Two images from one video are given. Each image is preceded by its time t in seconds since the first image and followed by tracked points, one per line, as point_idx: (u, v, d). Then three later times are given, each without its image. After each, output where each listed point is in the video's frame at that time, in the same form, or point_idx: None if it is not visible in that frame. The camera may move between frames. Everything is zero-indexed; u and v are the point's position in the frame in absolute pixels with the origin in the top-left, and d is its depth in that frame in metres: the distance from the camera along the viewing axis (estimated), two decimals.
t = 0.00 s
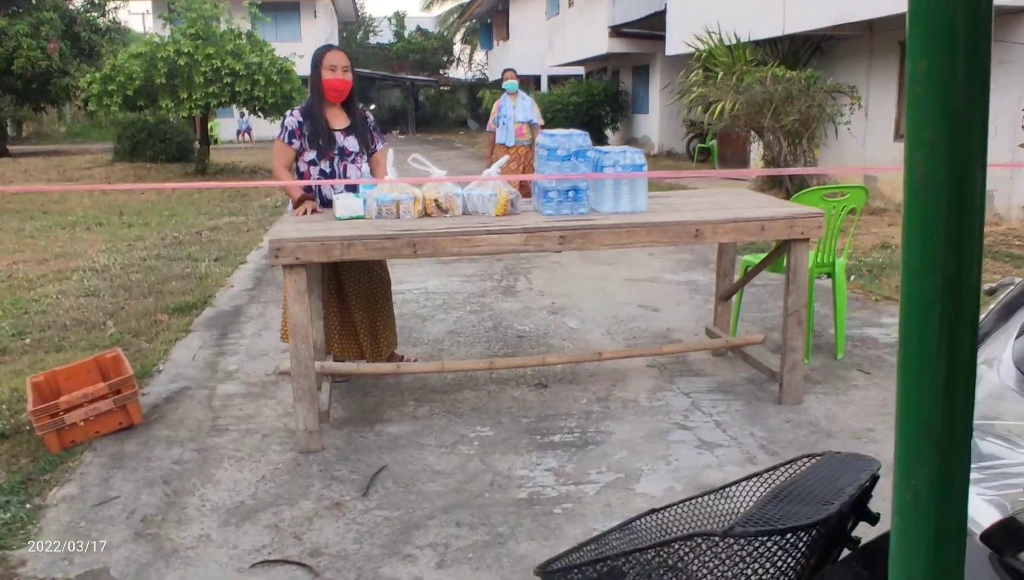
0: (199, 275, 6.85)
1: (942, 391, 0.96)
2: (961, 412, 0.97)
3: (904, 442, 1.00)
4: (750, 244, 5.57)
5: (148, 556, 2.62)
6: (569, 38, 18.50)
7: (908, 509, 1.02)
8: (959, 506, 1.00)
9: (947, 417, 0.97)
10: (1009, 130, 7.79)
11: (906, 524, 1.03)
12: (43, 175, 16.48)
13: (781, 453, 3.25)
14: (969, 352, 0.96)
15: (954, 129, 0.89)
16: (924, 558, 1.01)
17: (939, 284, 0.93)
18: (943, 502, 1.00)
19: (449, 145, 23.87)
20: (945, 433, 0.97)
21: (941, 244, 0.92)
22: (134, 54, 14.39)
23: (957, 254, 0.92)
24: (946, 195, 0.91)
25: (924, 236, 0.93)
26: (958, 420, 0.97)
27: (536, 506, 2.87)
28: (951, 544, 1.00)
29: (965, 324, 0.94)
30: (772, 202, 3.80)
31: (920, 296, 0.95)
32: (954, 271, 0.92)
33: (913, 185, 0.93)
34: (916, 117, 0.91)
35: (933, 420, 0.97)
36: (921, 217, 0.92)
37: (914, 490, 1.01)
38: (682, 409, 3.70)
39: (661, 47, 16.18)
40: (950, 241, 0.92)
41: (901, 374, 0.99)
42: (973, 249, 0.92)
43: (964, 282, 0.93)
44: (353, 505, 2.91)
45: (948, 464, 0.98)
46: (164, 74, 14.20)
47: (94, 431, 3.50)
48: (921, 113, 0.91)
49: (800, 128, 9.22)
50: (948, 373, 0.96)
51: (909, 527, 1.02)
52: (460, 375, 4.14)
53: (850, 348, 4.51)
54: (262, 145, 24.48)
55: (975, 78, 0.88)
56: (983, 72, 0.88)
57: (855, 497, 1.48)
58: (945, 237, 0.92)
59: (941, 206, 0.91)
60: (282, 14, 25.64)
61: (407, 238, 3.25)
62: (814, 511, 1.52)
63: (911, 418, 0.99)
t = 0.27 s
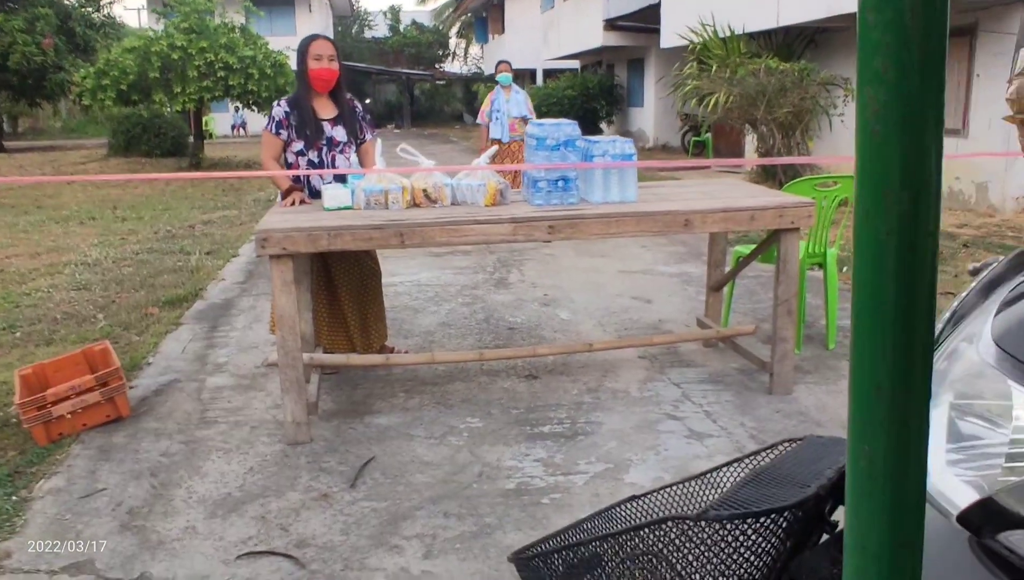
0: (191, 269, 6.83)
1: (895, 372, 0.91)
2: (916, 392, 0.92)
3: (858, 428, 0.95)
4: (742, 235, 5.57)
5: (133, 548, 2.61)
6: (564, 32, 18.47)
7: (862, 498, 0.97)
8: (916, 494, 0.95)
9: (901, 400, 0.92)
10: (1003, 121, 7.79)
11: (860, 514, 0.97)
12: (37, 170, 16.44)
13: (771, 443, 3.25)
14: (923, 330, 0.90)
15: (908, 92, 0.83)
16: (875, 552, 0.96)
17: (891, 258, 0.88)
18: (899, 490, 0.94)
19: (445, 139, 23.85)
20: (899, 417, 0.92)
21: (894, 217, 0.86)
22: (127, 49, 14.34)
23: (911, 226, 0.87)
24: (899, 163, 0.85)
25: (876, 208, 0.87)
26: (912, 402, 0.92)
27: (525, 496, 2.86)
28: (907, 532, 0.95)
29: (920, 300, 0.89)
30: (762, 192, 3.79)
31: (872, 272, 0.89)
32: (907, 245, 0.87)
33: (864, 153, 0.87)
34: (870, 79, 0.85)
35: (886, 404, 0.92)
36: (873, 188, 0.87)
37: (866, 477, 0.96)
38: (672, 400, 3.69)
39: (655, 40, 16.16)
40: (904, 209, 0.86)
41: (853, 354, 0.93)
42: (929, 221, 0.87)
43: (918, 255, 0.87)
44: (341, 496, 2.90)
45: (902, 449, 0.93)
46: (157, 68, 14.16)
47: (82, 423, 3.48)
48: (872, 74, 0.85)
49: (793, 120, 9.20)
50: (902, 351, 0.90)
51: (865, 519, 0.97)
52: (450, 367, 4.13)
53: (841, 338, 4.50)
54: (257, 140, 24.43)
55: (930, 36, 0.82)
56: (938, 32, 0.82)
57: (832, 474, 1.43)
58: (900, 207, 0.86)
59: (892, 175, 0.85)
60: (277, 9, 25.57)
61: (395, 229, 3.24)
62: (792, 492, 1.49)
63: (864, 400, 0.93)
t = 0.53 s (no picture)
0: (187, 266, 6.83)
1: (849, 337, 0.98)
2: (869, 356, 0.99)
3: (815, 390, 1.01)
4: (737, 231, 5.59)
5: (133, 548, 2.63)
6: (558, 24, 18.44)
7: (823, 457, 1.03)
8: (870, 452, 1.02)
9: (856, 364, 0.98)
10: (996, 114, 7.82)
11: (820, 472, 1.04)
12: (31, 165, 16.39)
13: (765, 439, 3.27)
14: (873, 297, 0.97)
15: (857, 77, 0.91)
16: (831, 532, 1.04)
17: (844, 230, 0.95)
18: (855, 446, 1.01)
19: (440, 133, 23.81)
20: (854, 379, 0.99)
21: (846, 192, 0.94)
22: (120, 44, 14.28)
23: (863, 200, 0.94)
24: (852, 141, 0.92)
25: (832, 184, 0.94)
26: (864, 394, 1.00)
27: (521, 494, 2.88)
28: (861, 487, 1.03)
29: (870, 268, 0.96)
30: (756, 188, 3.81)
31: (830, 243, 0.96)
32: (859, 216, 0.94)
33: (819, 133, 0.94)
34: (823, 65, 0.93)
35: (842, 368, 0.99)
36: (827, 166, 0.94)
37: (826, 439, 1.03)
38: (668, 396, 3.72)
39: (651, 33, 16.14)
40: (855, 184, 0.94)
41: (811, 323, 1.01)
42: (878, 197, 0.95)
43: (868, 228, 0.95)
44: (339, 495, 2.92)
45: (856, 437, 1.01)
46: (151, 62, 14.11)
47: (80, 423, 3.50)
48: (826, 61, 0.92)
49: (788, 114, 9.19)
50: (854, 316, 0.97)
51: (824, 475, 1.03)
52: (447, 364, 4.15)
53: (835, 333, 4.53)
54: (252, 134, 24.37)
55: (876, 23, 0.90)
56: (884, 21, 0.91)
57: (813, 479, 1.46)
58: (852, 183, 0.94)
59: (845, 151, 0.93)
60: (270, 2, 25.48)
61: (390, 228, 3.25)
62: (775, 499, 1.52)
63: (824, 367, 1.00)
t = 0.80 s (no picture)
0: (188, 269, 6.85)
1: (844, 339, 1.01)
2: (863, 354, 1.01)
3: (814, 390, 1.05)
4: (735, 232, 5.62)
5: (139, 554, 2.65)
6: (555, 25, 18.47)
7: (821, 455, 1.06)
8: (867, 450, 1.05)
9: (853, 365, 1.01)
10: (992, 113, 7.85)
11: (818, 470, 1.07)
12: (28, 169, 16.39)
13: (765, 440, 3.30)
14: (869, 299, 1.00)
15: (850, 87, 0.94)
16: (829, 527, 1.07)
17: (838, 235, 0.98)
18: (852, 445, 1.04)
19: (438, 133, 23.83)
20: (849, 377, 1.02)
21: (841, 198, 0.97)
22: (117, 46, 14.28)
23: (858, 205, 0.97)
24: (845, 150, 0.96)
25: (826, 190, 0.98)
26: (859, 392, 1.03)
27: (523, 497, 2.91)
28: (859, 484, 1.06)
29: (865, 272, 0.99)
30: (754, 191, 3.84)
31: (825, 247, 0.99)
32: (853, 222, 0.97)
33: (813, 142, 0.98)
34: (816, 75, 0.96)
35: (837, 370, 1.02)
36: (821, 169, 0.97)
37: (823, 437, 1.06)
38: (668, 398, 3.74)
39: (647, 32, 16.17)
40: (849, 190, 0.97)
41: (808, 320, 1.03)
42: (872, 202, 0.98)
43: (862, 230, 0.98)
44: (343, 499, 2.94)
45: (852, 434, 1.04)
46: (148, 65, 14.12)
47: (84, 428, 3.52)
48: (820, 71, 0.96)
49: (785, 115, 9.22)
50: (850, 318, 1.00)
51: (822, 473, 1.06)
52: (448, 368, 4.17)
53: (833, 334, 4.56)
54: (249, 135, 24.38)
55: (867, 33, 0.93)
56: (876, 33, 0.94)
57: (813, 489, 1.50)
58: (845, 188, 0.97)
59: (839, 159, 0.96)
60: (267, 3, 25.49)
61: (392, 233, 3.27)
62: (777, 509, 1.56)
63: (820, 368, 1.03)
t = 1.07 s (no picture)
0: (189, 273, 6.91)
1: (810, 343, 1.11)
2: (827, 359, 1.11)
3: (784, 396, 1.14)
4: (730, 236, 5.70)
5: (149, 554, 2.72)
6: (553, 27, 18.55)
7: (790, 455, 1.16)
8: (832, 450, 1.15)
9: (817, 374, 1.11)
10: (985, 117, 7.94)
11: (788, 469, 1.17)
12: (27, 170, 16.42)
13: (759, 442, 3.38)
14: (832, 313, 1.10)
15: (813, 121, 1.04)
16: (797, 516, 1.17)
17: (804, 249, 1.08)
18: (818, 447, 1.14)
19: (435, 135, 23.90)
20: (815, 381, 1.12)
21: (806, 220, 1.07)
22: (116, 48, 14.32)
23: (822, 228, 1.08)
24: (811, 172, 1.05)
25: (794, 214, 1.08)
26: (824, 393, 1.12)
27: (523, 498, 2.98)
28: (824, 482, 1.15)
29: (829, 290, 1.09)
30: (748, 198, 3.92)
31: (792, 265, 1.09)
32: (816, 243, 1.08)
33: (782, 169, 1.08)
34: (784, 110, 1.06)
35: (804, 371, 1.11)
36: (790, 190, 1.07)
37: (791, 437, 1.16)
38: (664, 401, 3.82)
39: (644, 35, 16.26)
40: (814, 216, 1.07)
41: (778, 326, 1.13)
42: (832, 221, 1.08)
43: (824, 244, 1.08)
44: (347, 501, 3.02)
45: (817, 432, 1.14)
46: (147, 68, 14.17)
47: (92, 431, 3.59)
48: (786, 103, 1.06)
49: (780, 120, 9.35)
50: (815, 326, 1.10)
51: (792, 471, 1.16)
52: (448, 371, 4.25)
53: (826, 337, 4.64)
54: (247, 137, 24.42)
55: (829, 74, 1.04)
56: (836, 74, 1.04)
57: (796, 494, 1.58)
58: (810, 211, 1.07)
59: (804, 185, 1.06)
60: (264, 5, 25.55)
61: (394, 240, 3.34)
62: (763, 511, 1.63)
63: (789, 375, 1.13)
